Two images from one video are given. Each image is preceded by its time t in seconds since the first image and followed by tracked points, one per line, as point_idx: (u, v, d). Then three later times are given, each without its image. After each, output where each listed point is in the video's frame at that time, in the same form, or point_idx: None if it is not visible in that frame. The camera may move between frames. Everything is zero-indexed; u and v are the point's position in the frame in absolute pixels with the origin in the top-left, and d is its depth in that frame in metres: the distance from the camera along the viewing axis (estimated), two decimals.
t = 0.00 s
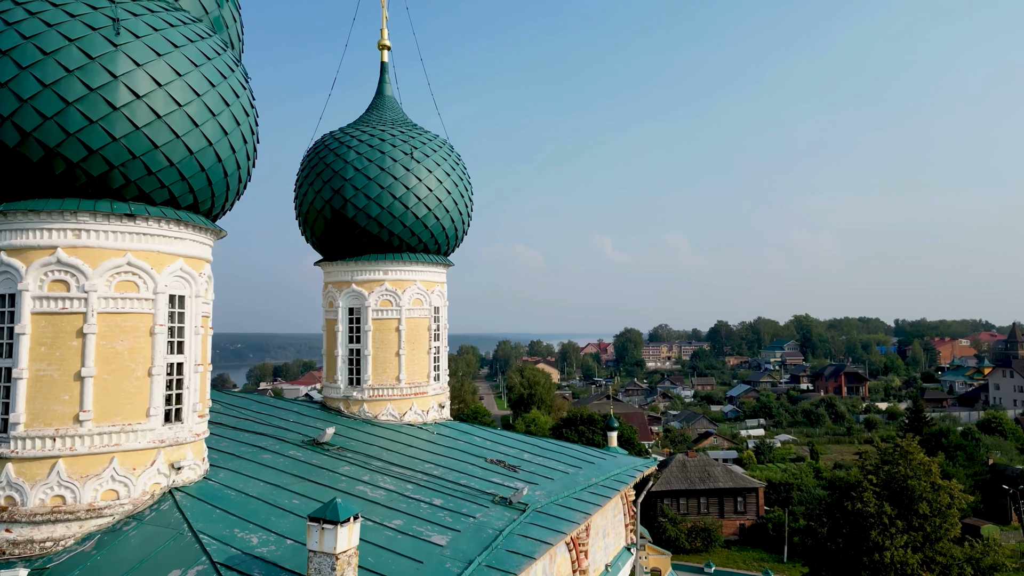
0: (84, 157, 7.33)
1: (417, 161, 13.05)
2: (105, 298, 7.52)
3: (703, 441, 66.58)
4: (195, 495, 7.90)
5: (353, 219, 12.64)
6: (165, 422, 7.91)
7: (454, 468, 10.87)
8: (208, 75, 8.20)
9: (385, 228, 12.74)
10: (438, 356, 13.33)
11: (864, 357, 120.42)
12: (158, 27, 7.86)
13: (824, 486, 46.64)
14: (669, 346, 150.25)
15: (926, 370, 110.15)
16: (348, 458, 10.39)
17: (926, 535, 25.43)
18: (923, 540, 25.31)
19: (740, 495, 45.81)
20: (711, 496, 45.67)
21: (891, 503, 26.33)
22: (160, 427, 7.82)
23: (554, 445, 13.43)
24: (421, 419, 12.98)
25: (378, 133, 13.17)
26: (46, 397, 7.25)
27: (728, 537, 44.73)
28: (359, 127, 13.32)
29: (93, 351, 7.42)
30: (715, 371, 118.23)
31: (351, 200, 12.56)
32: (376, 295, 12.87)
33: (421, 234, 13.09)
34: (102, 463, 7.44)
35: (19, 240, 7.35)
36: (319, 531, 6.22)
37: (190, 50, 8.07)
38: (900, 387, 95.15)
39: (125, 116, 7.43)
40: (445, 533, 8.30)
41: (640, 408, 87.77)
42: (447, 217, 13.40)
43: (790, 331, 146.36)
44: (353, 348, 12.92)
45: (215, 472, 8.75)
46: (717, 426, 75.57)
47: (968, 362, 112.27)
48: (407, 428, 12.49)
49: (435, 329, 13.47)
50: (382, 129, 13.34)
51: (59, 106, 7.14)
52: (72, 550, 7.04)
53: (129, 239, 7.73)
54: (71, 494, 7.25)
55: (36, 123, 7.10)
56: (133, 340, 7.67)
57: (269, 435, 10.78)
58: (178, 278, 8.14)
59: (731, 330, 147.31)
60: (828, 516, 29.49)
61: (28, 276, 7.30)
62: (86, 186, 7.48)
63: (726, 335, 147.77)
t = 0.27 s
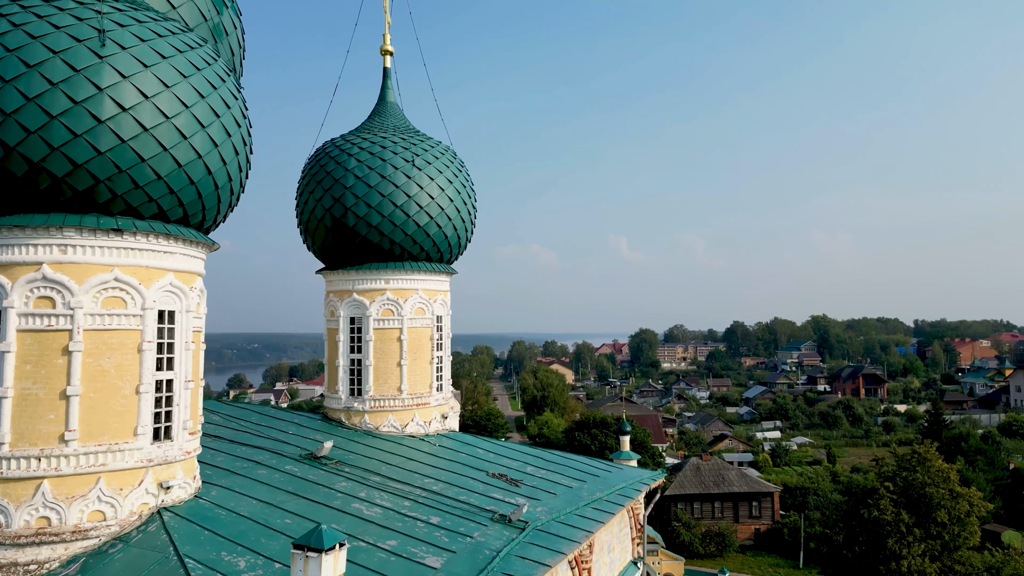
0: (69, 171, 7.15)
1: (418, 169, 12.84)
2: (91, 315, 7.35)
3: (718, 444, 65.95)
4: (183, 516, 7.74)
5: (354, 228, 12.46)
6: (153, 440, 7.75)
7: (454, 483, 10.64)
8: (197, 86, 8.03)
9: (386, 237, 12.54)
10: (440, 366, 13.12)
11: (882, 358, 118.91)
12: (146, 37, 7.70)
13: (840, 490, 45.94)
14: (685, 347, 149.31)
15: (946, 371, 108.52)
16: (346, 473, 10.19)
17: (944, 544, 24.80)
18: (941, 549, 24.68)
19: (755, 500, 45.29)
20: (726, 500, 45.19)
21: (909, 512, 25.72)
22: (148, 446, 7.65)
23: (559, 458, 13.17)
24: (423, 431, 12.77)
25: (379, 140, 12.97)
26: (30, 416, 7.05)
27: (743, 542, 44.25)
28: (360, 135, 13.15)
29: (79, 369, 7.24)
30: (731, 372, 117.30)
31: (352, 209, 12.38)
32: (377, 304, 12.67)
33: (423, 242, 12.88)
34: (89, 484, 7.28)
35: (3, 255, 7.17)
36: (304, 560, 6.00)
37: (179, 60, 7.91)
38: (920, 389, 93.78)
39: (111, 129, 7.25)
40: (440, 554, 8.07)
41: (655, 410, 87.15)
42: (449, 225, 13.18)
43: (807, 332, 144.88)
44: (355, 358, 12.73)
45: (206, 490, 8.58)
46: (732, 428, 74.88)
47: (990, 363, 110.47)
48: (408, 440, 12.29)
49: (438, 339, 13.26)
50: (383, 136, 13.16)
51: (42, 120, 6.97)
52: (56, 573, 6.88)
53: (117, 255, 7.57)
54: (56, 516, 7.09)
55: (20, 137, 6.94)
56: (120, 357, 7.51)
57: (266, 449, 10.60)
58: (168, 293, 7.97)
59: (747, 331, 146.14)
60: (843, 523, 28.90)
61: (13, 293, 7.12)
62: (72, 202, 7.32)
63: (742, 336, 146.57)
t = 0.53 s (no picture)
0: (53, 189, 6.99)
1: (420, 178, 12.63)
2: (77, 334, 7.19)
3: (734, 447, 65.32)
4: (172, 539, 7.58)
5: (354, 237, 12.29)
6: (141, 461, 7.60)
7: (454, 501, 10.41)
8: (186, 99, 7.87)
9: (387, 247, 12.35)
10: (443, 377, 12.90)
11: (901, 359, 117.36)
12: (133, 50, 7.54)
13: (858, 495, 45.24)
14: (701, 347, 148.33)
15: (966, 372, 106.86)
16: (343, 490, 9.98)
17: (963, 554, 24.14)
18: (960, 558, 24.02)
19: (770, 504, 44.74)
20: (741, 505, 44.68)
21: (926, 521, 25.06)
22: (136, 467, 7.50)
23: (564, 471, 12.90)
24: (425, 443, 12.57)
25: (380, 148, 12.78)
26: (14, 438, 6.88)
27: (758, 547, 43.77)
28: (362, 143, 12.96)
29: (64, 390, 7.08)
30: (748, 373, 116.30)
31: (352, 218, 12.21)
32: (378, 315, 12.48)
33: (425, 251, 12.69)
34: (75, 506, 7.13)
35: None
36: None
37: (167, 73, 7.76)
38: (939, 391, 92.40)
39: (95, 145, 7.09)
40: None
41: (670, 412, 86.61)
42: (451, 234, 12.97)
43: (824, 332, 143.42)
44: (356, 370, 12.55)
45: (198, 509, 8.42)
46: (748, 431, 74.16)
47: (1011, 364, 108.64)
48: (410, 453, 12.10)
49: (440, 349, 13.05)
50: (385, 143, 12.96)
51: (25, 135, 6.80)
52: None
53: (104, 272, 7.41)
54: (40, 540, 6.94)
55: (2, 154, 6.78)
56: (107, 378, 7.35)
57: (264, 463, 10.43)
58: (156, 310, 7.81)
59: (764, 331, 144.88)
60: (860, 531, 28.27)
61: None
62: (58, 219, 7.16)
63: (758, 336, 145.33)
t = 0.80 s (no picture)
0: (36, 207, 6.84)
1: (421, 187, 12.44)
2: (62, 354, 7.04)
3: (750, 450, 64.67)
4: (159, 563, 7.42)
5: (355, 248, 12.12)
6: (128, 483, 7.44)
7: (454, 519, 10.18)
8: (173, 113, 7.71)
9: (388, 257, 12.17)
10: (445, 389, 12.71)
11: (921, 360, 115.82)
12: (119, 64, 7.40)
13: (876, 500, 44.53)
14: (717, 348, 147.34)
15: (988, 374, 105.19)
16: (340, 508, 9.80)
17: (983, 565, 23.50)
18: (980, 569, 23.37)
19: (786, 509, 44.18)
20: (756, 510, 44.18)
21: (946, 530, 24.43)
22: (123, 490, 7.34)
23: (569, 485, 12.65)
24: (427, 456, 12.38)
25: (381, 157, 12.60)
26: None
27: (774, 553, 43.30)
28: (363, 151, 12.79)
29: (49, 412, 6.92)
30: (764, 374, 115.31)
31: (352, 228, 12.05)
32: (379, 326, 12.29)
33: (426, 262, 12.50)
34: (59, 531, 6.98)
35: None
36: None
37: (154, 87, 7.60)
38: (960, 393, 91.02)
39: (79, 162, 6.93)
40: None
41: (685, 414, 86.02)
42: (453, 245, 12.78)
43: (843, 333, 141.91)
44: (356, 382, 12.38)
45: (189, 531, 8.26)
46: (765, 433, 73.44)
47: None
48: (411, 468, 11.91)
49: (442, 361, 12.85)
50: (387, 152, 12.78)
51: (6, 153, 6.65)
52: None
53: (90, 291, 7.25)
54: (24, 565, 6.79)
55: None
56: (92, 399, 7.19)
57: (261, 480, 10.27)
58: (145, 329, 7.65)
59: (781, 332, 143.63)
60: (877, 539, 27.63)
61: None
62: (42, 237, 7.01)
63: (775, 337, 144.07)
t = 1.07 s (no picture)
0: (19, 227, 6.66)
1: (422, 197, 12.23)
2: (45, 376, 6.87)
3: (765, 453, 64.00)
4: None
5: (355, 258, 11.95)
6: (115, 508, 7.27)
7: (453, 538, 9.94)
8: (160, 129, 7.51)
9: (389, 268, 11.98)
10: (446, 402, 12.48)
11: (941, 361, 114.23)
12: (103, 79, 7.21)
13: (894, 505, 43.82)
14: (733, 349, 146.34)
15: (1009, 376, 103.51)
16: (336, 527, 9.60)
17: None
18: None
19: (802, 515, 43.61)
20: (771, 515, 43.67)
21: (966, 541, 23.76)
22: (109, 514, 7.18)
23: (573, 501, 12.38)
24: (429, 470, 12.16)
25: (382, 166, 12.42)
26: None
27: (789, 559, 42.83)
28: (363, 161, 12.61)
29: (31, 436, 6.76)
30: (781, 376, 114.26)
31: (352, 239, 11.87)
32: (380, 338, 12.09)
33: (428, 272, 12.29)
34: (43, 557, 6.83)
35: None
36: None
37: (141, 102, 7.42)
38: (981, 396, 89.59)
39: (62, 180, 6.73)
40: None
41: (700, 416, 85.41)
42: (455, 255, 12.56)
43: (861, 334, 140.42)
44: (357, 395, 12.18)
45: (179, 554, 8.08)
46: (781, 436, 72.70)
47: None
48: (411, 482, 11.70)
49: (444, 373, 12.63)
50: (388, 161, 12.59)
51: None
52: None
53: (73, 311, 7.07)
54: None
55: None
56: (77, 422, 7.03)
57: (257, 497, 10.08)
58: (132, 349, 7.47)
59: (798, 333, 142.31)
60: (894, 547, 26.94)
61: None
62: (25, 256, 6.84)
63: (792, 337, 142.75)
